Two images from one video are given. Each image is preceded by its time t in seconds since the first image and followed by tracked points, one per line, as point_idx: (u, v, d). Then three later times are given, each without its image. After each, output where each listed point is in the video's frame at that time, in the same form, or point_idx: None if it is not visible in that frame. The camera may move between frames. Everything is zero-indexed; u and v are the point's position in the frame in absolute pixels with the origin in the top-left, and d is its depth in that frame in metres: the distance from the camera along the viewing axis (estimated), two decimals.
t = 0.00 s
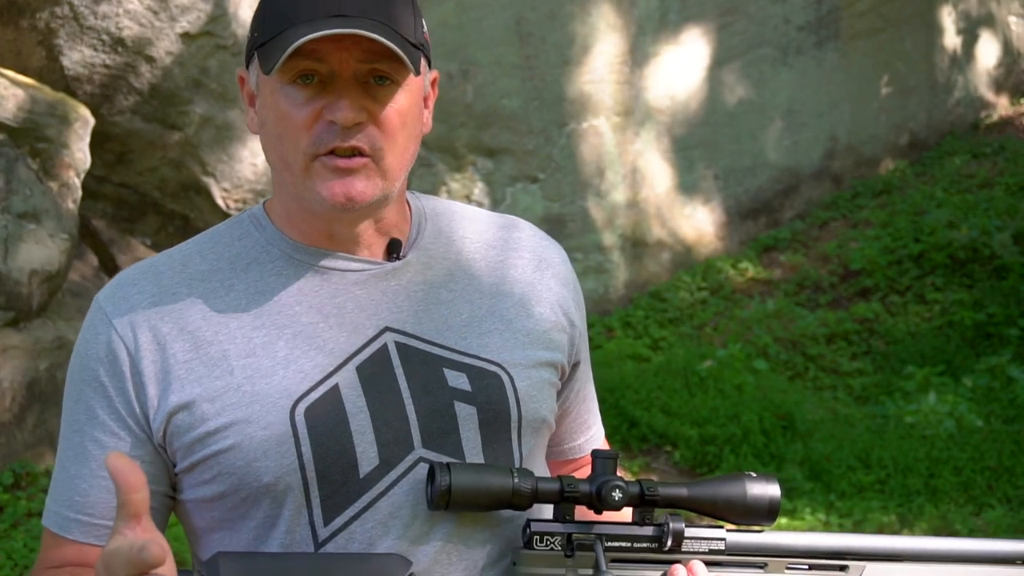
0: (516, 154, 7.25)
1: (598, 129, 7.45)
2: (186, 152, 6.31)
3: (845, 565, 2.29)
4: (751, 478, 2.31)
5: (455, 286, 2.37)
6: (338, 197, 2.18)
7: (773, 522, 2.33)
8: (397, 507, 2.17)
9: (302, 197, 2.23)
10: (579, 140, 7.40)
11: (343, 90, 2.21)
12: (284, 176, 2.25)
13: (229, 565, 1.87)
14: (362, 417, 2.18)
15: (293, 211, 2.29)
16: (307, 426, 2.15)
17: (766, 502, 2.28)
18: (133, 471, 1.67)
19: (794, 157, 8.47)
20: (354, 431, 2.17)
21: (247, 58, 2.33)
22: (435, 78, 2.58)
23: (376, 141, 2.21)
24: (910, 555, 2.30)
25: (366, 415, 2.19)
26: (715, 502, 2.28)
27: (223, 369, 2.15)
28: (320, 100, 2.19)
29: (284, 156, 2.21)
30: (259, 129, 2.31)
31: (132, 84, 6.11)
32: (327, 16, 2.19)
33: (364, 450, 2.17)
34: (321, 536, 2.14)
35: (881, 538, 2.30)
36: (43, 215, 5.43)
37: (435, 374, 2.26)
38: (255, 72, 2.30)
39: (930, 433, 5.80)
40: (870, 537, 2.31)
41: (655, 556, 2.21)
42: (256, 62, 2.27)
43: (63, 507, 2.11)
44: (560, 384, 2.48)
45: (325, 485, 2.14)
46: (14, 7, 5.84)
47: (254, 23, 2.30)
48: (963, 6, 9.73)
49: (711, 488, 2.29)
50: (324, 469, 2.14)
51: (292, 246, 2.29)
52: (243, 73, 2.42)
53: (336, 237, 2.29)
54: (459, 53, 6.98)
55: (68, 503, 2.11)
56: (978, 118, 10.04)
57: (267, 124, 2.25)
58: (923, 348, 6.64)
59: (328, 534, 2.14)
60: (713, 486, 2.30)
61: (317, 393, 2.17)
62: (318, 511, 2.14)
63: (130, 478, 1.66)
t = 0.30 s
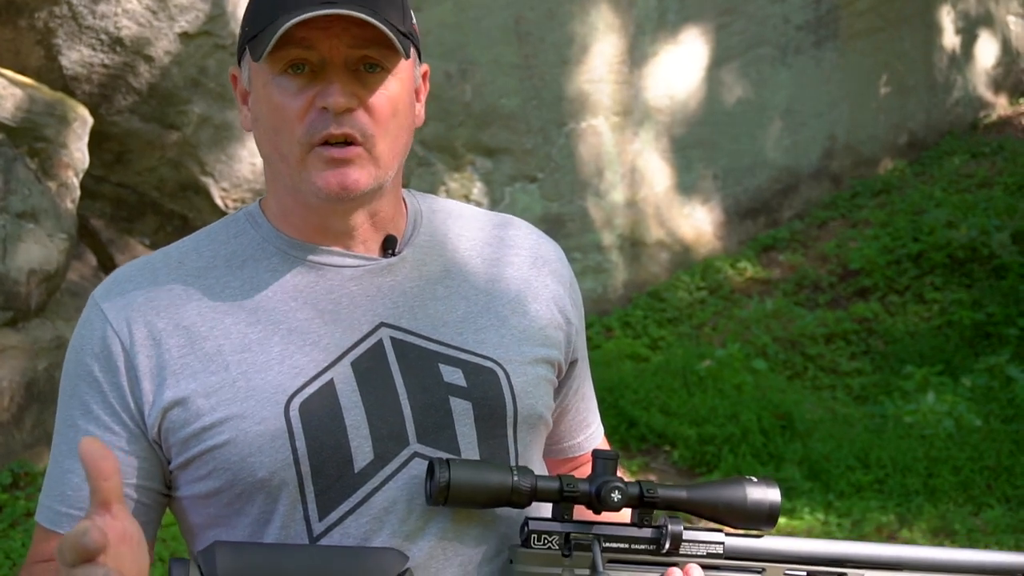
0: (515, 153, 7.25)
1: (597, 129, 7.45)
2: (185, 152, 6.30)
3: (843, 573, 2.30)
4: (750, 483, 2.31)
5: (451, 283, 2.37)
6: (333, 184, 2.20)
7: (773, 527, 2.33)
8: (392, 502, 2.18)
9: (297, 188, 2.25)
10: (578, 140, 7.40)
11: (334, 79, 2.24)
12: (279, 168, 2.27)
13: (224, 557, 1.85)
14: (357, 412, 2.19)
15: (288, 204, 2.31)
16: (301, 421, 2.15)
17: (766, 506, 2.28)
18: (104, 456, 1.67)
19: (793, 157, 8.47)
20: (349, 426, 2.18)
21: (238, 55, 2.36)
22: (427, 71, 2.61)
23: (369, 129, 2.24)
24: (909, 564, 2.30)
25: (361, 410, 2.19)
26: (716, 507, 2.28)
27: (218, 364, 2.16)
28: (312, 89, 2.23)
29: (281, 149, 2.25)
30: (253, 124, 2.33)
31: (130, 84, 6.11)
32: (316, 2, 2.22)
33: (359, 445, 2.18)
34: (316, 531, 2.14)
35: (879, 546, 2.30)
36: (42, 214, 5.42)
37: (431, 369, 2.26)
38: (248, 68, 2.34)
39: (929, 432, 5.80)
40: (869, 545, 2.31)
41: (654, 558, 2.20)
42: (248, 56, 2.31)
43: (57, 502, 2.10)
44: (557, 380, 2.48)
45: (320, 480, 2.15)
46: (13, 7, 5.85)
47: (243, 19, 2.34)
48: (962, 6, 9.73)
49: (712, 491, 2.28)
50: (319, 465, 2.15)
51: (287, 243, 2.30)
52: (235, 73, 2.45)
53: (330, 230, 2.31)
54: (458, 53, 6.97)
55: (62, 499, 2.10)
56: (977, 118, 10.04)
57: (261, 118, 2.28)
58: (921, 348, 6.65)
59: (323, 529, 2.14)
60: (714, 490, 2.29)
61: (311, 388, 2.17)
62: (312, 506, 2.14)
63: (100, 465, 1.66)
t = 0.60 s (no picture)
0: (514, 153, 7.24)
1: (596, 129, 7.44)
2: (184, 151, 6.28)
3: None
4: (752, 486, 2.30)
5: (451, 282, 2.37)
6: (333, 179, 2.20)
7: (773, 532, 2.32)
8: (391, 500, 2.17)
9: (296, 183, 2.25)
10: (577, 140, 7.39)
11: (334, 72, 2.23)
12: (279, 163, 2.27)
13: (222, 553, 1.84)
14: (356, 410, 2.19)
15: (287, 200, 2.30)
16: (300, 419, 2.15)
17: (767, 510, 2.27)
18: (110, 459, 1.65)
19: (792, 156, 8.46)
20: (348, 424, 2.17)
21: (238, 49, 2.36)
22: (428, 69, 2.61)
23: (369, 123, 2.23)
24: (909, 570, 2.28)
25: (361, 407, 2.19)
26: (716, 509, 2.28)
27: (218, 362, 2.15)
28: (312, 83, 2.22)
29: (280, 142, 2.24)
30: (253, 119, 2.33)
31: (129, 83, 6.10)
32: None
33: (359, 443, 2.17)
34: (315, 530, 2.14)
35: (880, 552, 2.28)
36: (40, 214, 5.40)
37: (430, 368, 2.26)
38: (248, 62, 2.33)
39: (928, 432, 5.80)
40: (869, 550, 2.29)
41: (653, 560, 2.19)
42: (248, 51, 2.31)
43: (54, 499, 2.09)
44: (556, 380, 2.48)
45: (319, 478, 2.14)
46: (11, 6, 5.87)
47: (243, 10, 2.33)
48: (962, 5, 9.72)
49: (712, 494, 2.28)
50: (318, 463, 2.14)
51: (287, 241, 2.29)
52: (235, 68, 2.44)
53: (330, 226, 2.30)
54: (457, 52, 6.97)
55: (60, 496, 2.10)
56: (977, 117, 10.03)
57: (261, 112, 2.28)
58: (920, 348, 6.64)
59: (322, 528, 2.14)
60: (714, 493, 2.29)
61: (310, 386, 2.17)
62: (312, 505, 2.14)
63: (105, 466, 1.64)
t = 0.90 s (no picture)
0: (513, 153, 7.24)
1: (595, 129, 7.43)
2: (183, 151, 6.27)
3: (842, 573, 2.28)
4: (750, 481, 2.30)
5: (448, 280, 2.37)
6: (330, 194, 2.20)
7: (772, 527, 2.32)
8: (387, 500, 2.18)
9: (292, 194, 2.24)
10: (576, 140, 7.38)
11: (333, 88, 2.23)
12: (275, 172, 2.26)
13: (219, 555, 1.84)
14: (351, 409, 2.19)
15: (283, 206, 2.29)
16: (296, 419, 2.15)
17: (765, 506, 2.27)
18: (52, 358, 1.56)
19: (791, 156, 8.45)
20: (344, 423, 2.18)
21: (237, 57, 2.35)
22: (427, 72, 2.60)
23: (369, 138, 2.23)
24: (908, 565, 2.28)
25: (356, 406, 2.20)
26: (714, 506, 2.27)
27: (215, 362, 2.16)
28: (312, 98, 2.22)
29: (277, 154, 2.23)
30: (250, 127, 2.32)
31: (128, 83, 6.10)
32: (320, 12, 2.21)
33: (355, 443, 2.18)
34: (311, 529, 2.14)
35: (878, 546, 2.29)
36: (39, 214, 5.37)
37: (426, 367, 2.26)
38: (247, 71, 2.32)
39: (928, 432, 5.79)
40: (868, 545, 2.30)
41: (650, 557, 2.19)
42: (248, 59, 2.30)
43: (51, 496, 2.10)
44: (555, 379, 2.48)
45: (315, 478, 2.15)
46: (10, 6, 5.88)
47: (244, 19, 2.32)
48: (961, 5, 9.72)
49: (710, 490, 2.28)
50: (314, 462, 2.15)
51: (284, 243, 2.29)
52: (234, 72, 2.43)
53: (326, 232, 2.29)
54: (456, 52, 6.96)
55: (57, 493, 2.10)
56: (977, 117, 10.02)
57: (259, 123, 2.27)
58: (920, 348, 6.64)
59: (319, 526, 2.15)
60: (712, 489, 2.29)
61: (306, 386, 2.18)
62: (307, 503, 2.15)
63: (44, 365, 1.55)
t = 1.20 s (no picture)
0: (512, 153, 7.24)
1: (594, 129, 7.44)
2: (181, 150, 6.26)
3: (837, 571, 2.27)
4: (745, 479, 2.30)
5: (444, 282, 2.36)
6: (327, 203, 2.21)
7: (767, 526, 2.32)
8: (383, 503, 2.19)
9: (287, 199, 2.24)
10: (574, 140, 7.38)
11: (329, 92, 2.22)
12: (271, 177, 2.26)
13: (210, 555, 1.85)
14: (347, 413, 2.19)
15: (277, 209, 2.30)
16: (293, 423, 2.16)
17: (758, 505, 2.27)
18: (43, 364, 1.63)
19: (790, 156, 8.45)
20: (340, 426, 2.18)
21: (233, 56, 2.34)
22: (422, 70, 2.59)
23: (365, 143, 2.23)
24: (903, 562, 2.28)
25: (352, 411, 2.20)
26: (707, 505, 2.27)
27: (210, 366, 2.16)
28: (308, 102, 2.21)
29: (273, 159, 2.24)
30: (246, 127, 2.32)
31: (126, 83, 6.09)
32: (315, 16, 2.20)
33: (351, 447, 2.18)
34: (308, 533, 2.16)
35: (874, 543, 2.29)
36: (37, 213, 5.36)
37: (422, 370, 2.26)
38: (242, 71, 2.31)
39: (927, 432, 5.79)
40: (863, 543, 2.30)
41: (643, 556, 2.19)
42: (242, 62, 2.29)
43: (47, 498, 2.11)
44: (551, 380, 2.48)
45: (311, 482, 2.15)
46: (8, 5, 5.89)
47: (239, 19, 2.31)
48: (960, 5, 9.72)
49: (703, 489, 2.28)
50: (311, 466, 2.15)
51: (278, 244, 2.29)
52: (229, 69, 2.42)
53: (322, 236, 2.29)
54: (455, 51, 6.96)
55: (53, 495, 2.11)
56: (976, 117, 10.01)
57: (254, 125, 2.27)
58: (918, 348, 6.64)
59: (315, 530, 2.16)
60: (706, 487, 2.28)
61: (302, 391, 2.18)
62: (303, 507, 2.15)
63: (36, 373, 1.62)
